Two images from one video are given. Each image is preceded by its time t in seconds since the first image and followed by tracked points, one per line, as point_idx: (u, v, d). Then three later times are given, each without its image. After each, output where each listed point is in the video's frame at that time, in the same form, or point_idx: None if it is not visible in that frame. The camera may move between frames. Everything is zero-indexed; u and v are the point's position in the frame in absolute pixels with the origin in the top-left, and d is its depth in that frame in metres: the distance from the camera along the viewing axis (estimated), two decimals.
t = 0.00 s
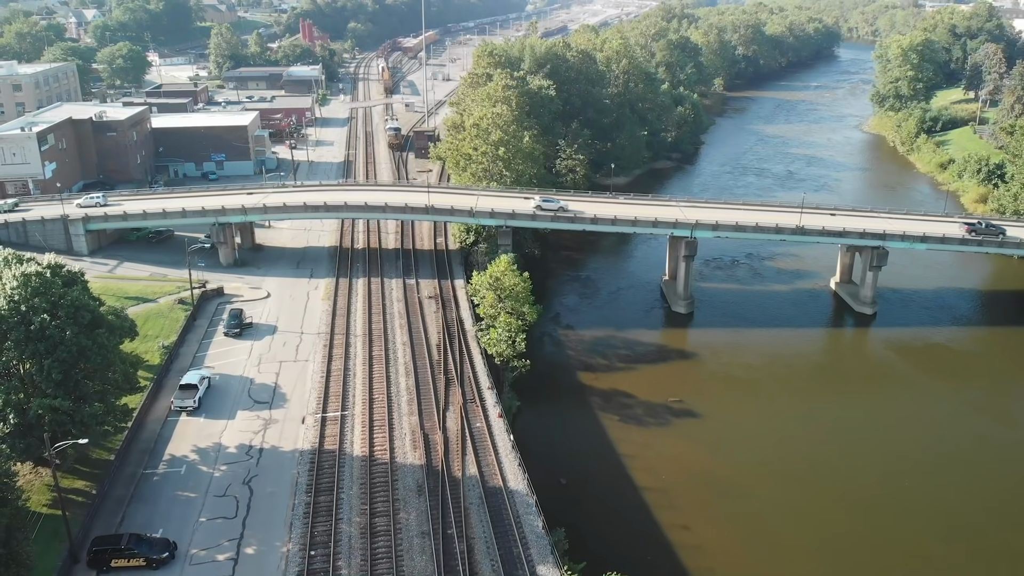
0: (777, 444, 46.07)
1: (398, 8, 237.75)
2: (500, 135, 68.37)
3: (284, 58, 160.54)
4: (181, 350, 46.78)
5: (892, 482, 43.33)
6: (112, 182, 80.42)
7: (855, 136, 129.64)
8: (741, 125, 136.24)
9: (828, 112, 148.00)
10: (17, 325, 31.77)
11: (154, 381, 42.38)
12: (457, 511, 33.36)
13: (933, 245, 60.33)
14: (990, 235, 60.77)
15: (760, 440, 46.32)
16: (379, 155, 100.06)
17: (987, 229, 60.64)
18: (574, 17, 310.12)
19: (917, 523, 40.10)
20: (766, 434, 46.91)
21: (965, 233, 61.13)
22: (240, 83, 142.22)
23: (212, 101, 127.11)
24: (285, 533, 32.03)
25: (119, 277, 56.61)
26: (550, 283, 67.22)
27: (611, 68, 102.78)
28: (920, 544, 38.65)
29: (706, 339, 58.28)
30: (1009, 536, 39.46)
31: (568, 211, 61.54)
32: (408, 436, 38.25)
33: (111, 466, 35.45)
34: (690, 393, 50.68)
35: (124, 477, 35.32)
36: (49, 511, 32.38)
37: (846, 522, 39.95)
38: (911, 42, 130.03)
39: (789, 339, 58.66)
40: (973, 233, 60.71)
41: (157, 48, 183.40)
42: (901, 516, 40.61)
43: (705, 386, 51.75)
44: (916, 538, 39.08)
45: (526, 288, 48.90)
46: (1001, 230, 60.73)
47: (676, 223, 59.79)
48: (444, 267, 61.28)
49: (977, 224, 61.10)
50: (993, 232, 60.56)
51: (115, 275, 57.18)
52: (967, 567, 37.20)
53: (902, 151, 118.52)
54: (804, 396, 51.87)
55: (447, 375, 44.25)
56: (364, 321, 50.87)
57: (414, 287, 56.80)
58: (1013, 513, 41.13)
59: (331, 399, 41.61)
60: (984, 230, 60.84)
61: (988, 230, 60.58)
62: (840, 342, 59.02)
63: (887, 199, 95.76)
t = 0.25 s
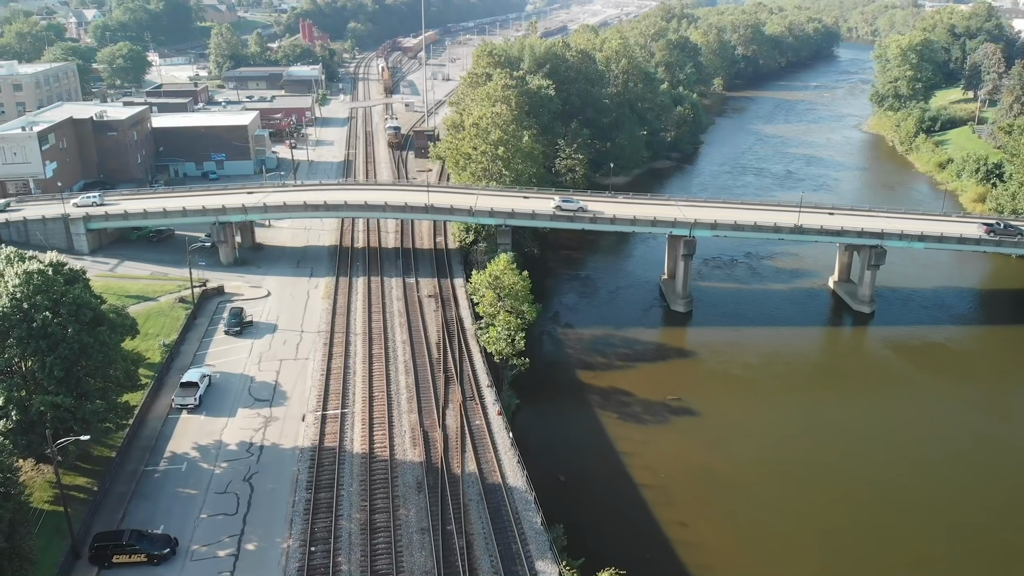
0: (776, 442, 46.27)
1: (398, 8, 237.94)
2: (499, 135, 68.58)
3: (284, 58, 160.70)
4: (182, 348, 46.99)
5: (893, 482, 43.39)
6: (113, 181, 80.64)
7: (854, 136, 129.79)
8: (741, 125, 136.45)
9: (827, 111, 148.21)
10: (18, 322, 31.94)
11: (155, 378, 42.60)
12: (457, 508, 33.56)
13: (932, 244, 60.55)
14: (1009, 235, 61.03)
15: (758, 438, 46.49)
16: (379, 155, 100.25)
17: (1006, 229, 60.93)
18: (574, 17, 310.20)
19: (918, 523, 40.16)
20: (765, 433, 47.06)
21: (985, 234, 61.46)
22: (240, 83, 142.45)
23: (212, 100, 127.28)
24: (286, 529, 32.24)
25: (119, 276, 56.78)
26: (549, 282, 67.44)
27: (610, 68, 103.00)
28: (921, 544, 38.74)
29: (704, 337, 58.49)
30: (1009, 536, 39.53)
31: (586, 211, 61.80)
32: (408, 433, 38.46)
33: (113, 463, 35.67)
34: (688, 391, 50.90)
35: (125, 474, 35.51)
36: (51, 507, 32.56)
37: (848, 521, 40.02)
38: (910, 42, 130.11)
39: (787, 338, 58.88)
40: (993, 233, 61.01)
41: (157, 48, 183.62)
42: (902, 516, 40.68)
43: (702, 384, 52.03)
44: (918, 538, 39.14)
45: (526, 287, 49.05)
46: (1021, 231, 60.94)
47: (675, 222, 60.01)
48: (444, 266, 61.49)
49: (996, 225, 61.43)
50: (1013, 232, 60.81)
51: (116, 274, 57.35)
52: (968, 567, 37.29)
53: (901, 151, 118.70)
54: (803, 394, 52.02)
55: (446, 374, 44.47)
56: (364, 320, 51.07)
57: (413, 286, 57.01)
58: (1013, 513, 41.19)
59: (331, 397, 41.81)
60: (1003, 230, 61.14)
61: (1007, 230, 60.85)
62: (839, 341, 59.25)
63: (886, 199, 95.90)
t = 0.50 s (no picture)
0: (774, 441, 46.42)
1: (398, 8, 238.23)
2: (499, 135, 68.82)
3: (284, 58, 160.94)
4: (183, 347, 47.21)
5: (893, 482, 43.45)
6: (113, 181, 80.84)
7: (853, 136, 130.01)
8: (740, 125, 136.69)
9: (826, 111, 148.43)
10: (21, 320, 32.19)
11: (156, 376, 42.82)
12: (457, 504, 33.79)
13: (930, 243, 60.76)
14: None
15: (756, 436, 46.63)
16: (379, 155, 100.47)
17: None
18: (574, 17, 310.39)
19: (919, 523, 40.22)
20: (763, 431, 47.23)
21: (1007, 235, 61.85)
22: (240, 83, 142.70)
23: (212, 100, 127.53)
24: (286, 526, 32.47)
25: (120, 275, 56.99)
26: (548, 281, 67.66)
27: (610, 68, 103.24)
28: (921, 543, 38.81)
29: (703, 336, 58.72)
30: (1009, 535, 39.64)
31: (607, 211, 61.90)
32: (408, 430, 38.69)
33: (114, 460, 35.89)
34: (687, 389, 51.12)
35: (127, 471, 35.75)
36: (52, 504, 32.78)
37: (849, 521, 40.07)
38: (909, 42, 130.39)
39: (785, 337, 59.11)
40: (1016, 234, 61.34)
41: (157, 48, 183.88)
42: (903, 516, 40.73)
43: (700, 382, 52.25)
44: (920, 538, 39.17)
45: (525, 285, 49.25)
46: None
47: (673, 221, 60.26)
48: (444, 266, 61.72)
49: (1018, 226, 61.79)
50: None
51: (117, 273, 57.57)
52: (969, 567, 37.37)
53: (900, 150, 118.96)
54: (800, 393, 52.18)
55: (445, 372, 44.70)
56: (364, 318, 51.28)
57: (413, 285, 57.24)
58: (1013, 513, 41.28)
59: (331, 395, 42.04)
60: None
61: None
62: (837, 340, 59.49)
63: (884, 198, 96.24)
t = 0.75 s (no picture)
0: (772, 439, 46.54)
1: (398, 8, 238.41)
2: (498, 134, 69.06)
3: (284, 58, 161.09)
4: (183, 345, 47.40)
5: (893, 482, 43.45)
6: (114, 180, 80.97)
7: (852, 136, 130.18)
8: (739, 125, 136.90)
9: (825, 111, 148.58)
10: (23, 317, 32.37)
11: (157, 374, 43.03)
12: (456, 501, 33.99)
13: (928, 242, 60.96)
14: None
15: (755, 435, 46.76)
16: (379, 155, 100.64)
17: None
18: (573, 17, 310.52)
19: (918, 522, 40.26)
20: (762, 430, 47.34)
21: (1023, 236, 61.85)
22: (240, 83, 142.92)
23: (212, 100, 127.72)
24: (287, 522, 32.68)
25: (121, 274, 57.17)
26: (548, 280, 67.85)
27: (609, 68, 103.44)
28: (920, 543, 38.85)
29: (701, 335, 58.94)
30: (1007, 534, 39.72)
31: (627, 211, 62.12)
32: (408, 428, 38.88)
33: (115, 457, 36.10)
34: (685, 387, 51.33)
35: (128, 468, 35.96)
36: (54, 500, 32.94)
37: (848, 520, 40.14)
38: (908, 42, 130.54)
39: (784, 335, 59.32)
40: None
41: (157, 48, 184.03)
42: (903, 515, 40.76)
43: (699, 380, 52.47)
44: (921, 538, 39.21)
45: (524, 284, 49.46)
46: None
47: (672, 221, 60.48)
48: (444, 265, 61.92)
49: None
50: None
51: (118, 272, 57.74)
52: (968, 567, 37.34)
53: (899, 150, 119.14)
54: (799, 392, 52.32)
55: (445, 370, 44.93)
56: (363, 317, 51.49)
57: (413, 284, 57.45)
58: (1013, 513, 41.28)
59: (331, 393, 42.24)
60: None
61: None
62: (836, 338, 59.71)
63: (883, 198, 96.46)
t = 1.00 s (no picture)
0: (771, 438, 46.66)
1: (398, 8, 238.66)
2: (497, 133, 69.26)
3: (284, 58, 161.26)
4: (184, 343, 47.63)
5: (892, 481, 43.54)
6: (114, 180, 81.03)
7: (851, 135, 130.39)
8: (739, 124, 137.14)
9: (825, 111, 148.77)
10: (25, 315, 32.58)
11: (158, 372, 43.26)
12: (455, 498, 34.21)
13: (925, 241, 61.16)
14: None
15: (754, 434, 46.88)
16: (379, 154, 100.85)
17: None
18: (573, 17, 310.71)
19: (918, 522, 40.32)
20: (761, 429, 47.45)
21: None
22: (240, 83, 143.17)
23: (212, 100, 127.92)
24: (287, 518, 32.91)
25: (121, 273, 57.39)
26: (547, 279, 68.09)
27: (608, 68, 103.62)
28: (920, 542, 38.89)
29: (700, 333, 59.19)
30: (1006, 534, 39.74)
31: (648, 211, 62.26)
32: (407, 425, 39.11)
33: (116, 454, 36.33)
34: (684, 385, 51.55)
35: (129, 465, 36.20)
36: (56, 496, 33.19)
37: (848, 519, 40.22)
38: (907, 42, 130.70)
39: (782, 334, 59.54)
40: None
41: (157, 49, 184.19)
42: (902, 514, 40.82)
43: (697, 379, 52.70)
44: (920, 537, 39.27)
45: (524, 283, 49.69)
46: None
47: (671, 220, 60.72)
48: (443, 264, 62.13)
49: None
50: None
51: (119, 271, 57.95)
52: (967, 566, 37.39)
53: (898, 149, 119.37)
54: (798, 392, 52.44)
55: (444, 368, 45.16)
56: (363, 316, 51.73)
57: (413, 283, 57.68)
58: (1012, 513, 41.31)
59: (331, 391, 42.46)
60: None
61: None
62: (834, 337, 59.94)
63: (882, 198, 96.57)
